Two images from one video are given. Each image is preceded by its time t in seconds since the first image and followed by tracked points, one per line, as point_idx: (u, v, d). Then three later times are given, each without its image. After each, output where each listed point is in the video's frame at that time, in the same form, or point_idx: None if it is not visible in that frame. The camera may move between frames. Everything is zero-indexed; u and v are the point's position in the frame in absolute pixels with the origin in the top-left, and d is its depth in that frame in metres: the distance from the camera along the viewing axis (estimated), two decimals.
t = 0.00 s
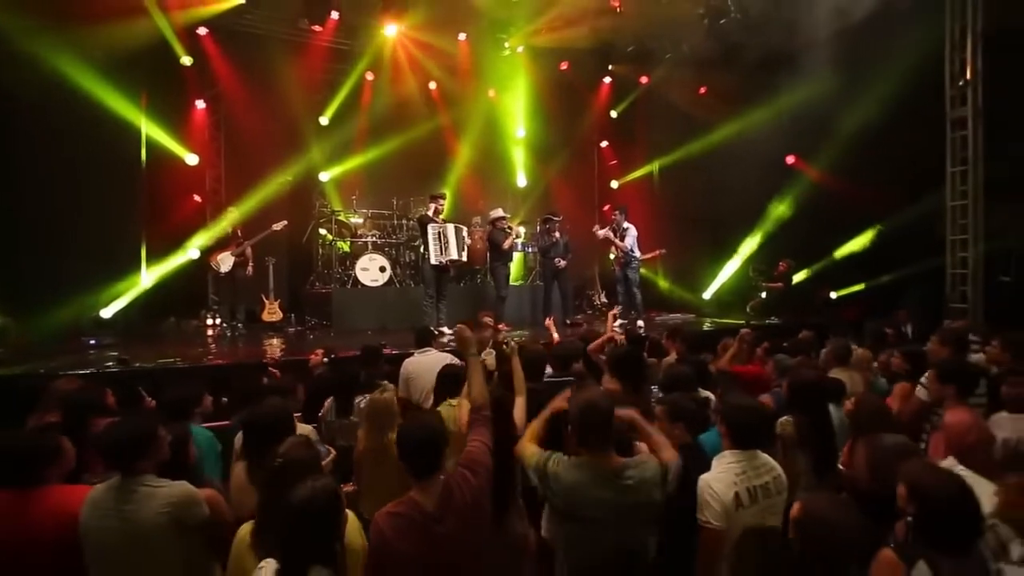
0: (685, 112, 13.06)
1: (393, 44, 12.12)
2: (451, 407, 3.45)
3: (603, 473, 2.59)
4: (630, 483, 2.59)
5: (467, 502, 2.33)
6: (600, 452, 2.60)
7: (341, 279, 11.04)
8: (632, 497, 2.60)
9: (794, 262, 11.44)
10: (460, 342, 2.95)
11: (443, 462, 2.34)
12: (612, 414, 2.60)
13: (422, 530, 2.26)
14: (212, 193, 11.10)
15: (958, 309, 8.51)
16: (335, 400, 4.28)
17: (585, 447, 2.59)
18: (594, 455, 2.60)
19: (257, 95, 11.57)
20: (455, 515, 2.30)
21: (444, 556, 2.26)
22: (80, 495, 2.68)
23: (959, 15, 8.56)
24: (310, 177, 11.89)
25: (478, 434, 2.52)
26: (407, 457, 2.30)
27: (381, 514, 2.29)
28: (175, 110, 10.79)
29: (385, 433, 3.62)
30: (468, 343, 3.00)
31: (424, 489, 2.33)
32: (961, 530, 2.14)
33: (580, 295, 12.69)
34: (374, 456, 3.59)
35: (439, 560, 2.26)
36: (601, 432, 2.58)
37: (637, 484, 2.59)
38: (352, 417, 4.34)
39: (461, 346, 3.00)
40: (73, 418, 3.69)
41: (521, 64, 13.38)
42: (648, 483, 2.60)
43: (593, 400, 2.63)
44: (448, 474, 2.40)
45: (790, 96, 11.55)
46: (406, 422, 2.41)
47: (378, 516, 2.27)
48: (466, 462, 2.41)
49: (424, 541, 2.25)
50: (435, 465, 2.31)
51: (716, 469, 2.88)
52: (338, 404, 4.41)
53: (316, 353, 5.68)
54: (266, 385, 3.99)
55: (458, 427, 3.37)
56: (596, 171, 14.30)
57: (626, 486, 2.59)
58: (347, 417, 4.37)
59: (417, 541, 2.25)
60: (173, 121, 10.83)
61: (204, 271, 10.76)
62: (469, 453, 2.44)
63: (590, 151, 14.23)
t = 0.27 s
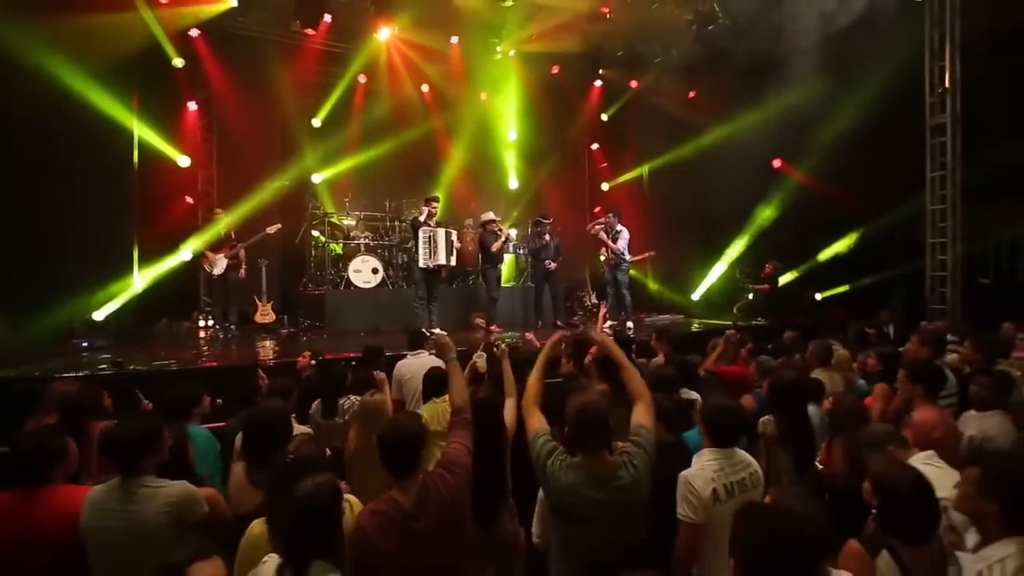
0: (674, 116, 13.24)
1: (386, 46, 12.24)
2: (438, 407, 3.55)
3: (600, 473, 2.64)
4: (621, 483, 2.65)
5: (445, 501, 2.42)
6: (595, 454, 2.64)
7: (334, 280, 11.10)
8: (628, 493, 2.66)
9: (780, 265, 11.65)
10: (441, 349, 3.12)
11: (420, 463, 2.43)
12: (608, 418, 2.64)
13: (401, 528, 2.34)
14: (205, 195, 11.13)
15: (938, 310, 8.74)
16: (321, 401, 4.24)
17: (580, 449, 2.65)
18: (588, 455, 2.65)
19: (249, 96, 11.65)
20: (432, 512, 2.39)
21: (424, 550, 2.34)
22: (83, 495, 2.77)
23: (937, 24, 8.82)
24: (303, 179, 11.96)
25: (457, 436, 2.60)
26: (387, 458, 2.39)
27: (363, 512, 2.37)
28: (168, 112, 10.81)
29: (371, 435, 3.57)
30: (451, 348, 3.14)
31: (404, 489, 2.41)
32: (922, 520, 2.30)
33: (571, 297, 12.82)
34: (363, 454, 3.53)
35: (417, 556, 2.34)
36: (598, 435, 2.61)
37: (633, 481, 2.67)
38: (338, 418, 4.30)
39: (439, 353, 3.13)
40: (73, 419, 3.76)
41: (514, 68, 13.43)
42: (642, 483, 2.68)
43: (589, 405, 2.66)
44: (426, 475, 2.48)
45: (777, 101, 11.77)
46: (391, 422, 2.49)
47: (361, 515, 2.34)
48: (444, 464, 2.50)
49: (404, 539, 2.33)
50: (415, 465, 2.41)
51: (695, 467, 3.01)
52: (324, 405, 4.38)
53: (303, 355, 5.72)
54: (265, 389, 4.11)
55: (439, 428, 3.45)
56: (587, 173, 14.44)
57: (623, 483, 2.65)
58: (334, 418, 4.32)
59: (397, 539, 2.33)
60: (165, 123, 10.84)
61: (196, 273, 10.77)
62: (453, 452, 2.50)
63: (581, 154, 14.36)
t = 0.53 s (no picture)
0: (666, 119, 13.39)
1: (380, 49, 12.30)
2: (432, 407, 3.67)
3: (590, 471, 2.75)
4: (614, 480, 2.77)
5: (434, 500, 2.53)
6: (586, 453, 2.76)
7: (327, 281, 11.16)
8: (617, 490, 2.78)
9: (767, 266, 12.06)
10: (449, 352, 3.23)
11: (411, 463, 2.54)
12: (600, 418, 2.75)
13: (392, 524, 2.45)
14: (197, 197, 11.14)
15: (920, 311, 8.94)
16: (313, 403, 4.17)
17: (571, 448, 2.76)
18: (579, 455, 2.76)
19: (241, 97, 11.60)
20: (421, 509, 2.49)
21: (413, 543, 2.45)
22: (84, 496, 2.83)
23: (919, 32, 9.04)
24: (296, 181, 12.01)
25: (451, 439, 2.72)
26: (381, 458, 2.50)
27: (357, 507, 2.48)
28: (159, 113, 10.76)
29: (364, 435, 3.63)
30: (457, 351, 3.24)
31: (395, 485, 2.53)
32: (889, 514, 2.42)
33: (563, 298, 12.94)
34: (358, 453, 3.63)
35: (409, 551, 2.45)
36: (591, 435, 2.73)
37: (621, 478, 2.78)
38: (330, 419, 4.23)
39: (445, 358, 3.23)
40: (70, 421, 3.82)
41: (506, 71, 13.56)
42: (631, 479, 2.79)
43: (579, 407, 2.80)
44: (418, 475, 2.59)
45: (765, 105, 12.00)
46: (383, 423, 2.59)
47: (355, 509, 2.44)
48: (435, 464, 2.62)
49: (396, 534, 2.44)
50: (407, 465, 2.52)
51: (679, 464, 3.14)
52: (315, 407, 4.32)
53: (289, 358, 5.74)
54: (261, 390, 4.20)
55: (433, 431, 3.54)
56: (579, 175, 14.53)
57: (612, 480, 2.77)
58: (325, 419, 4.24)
59: (388, 534, 2.43)
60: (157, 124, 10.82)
61: (189, 274, 10.79)
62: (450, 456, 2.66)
63: (573, 156, 14.44)
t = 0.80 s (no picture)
0: (657, 123, 13.52)
1: (374, 51, 12.29)
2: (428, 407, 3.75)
3: (578, 469, 2.86)
4: (602, 478, 2.87)
5: (439, 495, 2.61)
6: (574, 452, 2.86)
7: (321, 282, 11.18)
8: (604, 488, 2.87)
9: (757, 266, 12.29)
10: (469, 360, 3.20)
11: (420, 459, 2.62)
12: (588, 419, 2.84)
13: (397, 518, 2.52)
14: (191, 198, 11.16)
15: (905, 311, 9.13)
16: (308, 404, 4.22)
17: (559, 446, 2.87)
18: (567, 456, 2.87)
19: (235, 97, 11.78)
20: (425, 504, 2.57)
21: (418, 536, 2.53)
22: (84, 497, 2.88)
23: (904, 39, 9.24)
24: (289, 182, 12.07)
25: (461, 440, 2.81)
26: (391, 452, 2.59)
27: (368, 499, 2.55)
28: (152, 114, 10.79)
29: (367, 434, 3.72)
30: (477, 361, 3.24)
31: (404, 479, 2.61)
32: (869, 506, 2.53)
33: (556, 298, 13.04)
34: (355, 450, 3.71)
35: (412, 543, 2.53)
36: (582, 434, 2.84)
37: (608, 475, 2.87)
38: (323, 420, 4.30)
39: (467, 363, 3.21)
40: (68, 423, 3.88)
41: (500, 73, 13.46)
42: (617, 477, 2.89)
43: (568, 407, 2.89)
44: (425, 471, 2.69)
45: (753, 108, 12.26)
46: (393, 421, 2.68)
47: (365, 501, 2.53)
48: (444, 462, 2.71)
49: (400, 527, 2.51)
50: (416, 460, 2.60)
51: (666, 461, 3.24)
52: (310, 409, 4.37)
53: (278, 360, 5.76)
54: (257, 391, 4.26)
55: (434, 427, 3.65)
56: (571, 177, 14.62)
57: (599, 478, 2.86)
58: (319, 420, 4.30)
59: (393, 525, 2.51)
60: (150, 125, 10.81)
61: (182, 275, 10.79)
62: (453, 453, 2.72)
63: (566, 157, 14.51)
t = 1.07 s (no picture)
0: (650, 126, 13.70)
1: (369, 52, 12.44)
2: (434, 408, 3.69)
3: (565, 469, 2.94)
4: (587, 475, 2.95)
5: (451, 491, 2.70)
6: (560, 451, 2.95)
7: (316, 283, 11.22)
8: (590, 485, 2.96)
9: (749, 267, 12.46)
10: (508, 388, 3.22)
11: (433, 456, 2.69)
12: (573, 417, 2.93)
13: (407, 511, 2.62)
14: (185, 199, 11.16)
15: (892, 311, 9.28)
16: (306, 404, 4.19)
17: (547, 446, 2.95)
18: (552, 455, 2.96)
19: (230, 97, 11.65)
20: (438, 498, 2.67)
21: (427, 530, 2.63)
22: (84, 497, 2.92)
23: (892, 43, 9.39)
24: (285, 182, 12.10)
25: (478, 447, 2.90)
26: (405, 449, 2.66)
27: (380, 492, 2.65)
28: (146, 114, 10.79)
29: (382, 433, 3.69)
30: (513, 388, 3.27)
31: (418, 474, 2.69)
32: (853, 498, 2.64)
33: (550, 298, 13.13)
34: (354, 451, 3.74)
35: (421, 535, 2.63)
36: (563, 433, 2.92)
37: (592, 472, 2.97)
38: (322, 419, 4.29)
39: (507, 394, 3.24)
40: (68, 424, 3.93)
41: (494, 76, 13.70)
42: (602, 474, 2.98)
43: (553, 405, 2.96)
44: (440, 468, 2.77)
45: (745, 111, 12.61)
46: (406, 419, 2.76)
47: (378, 494, 2.62)
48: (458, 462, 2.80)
49: (409, 519, 2.61)
50: (430, 457, 2.68)
51: (657, 456, 3.33)
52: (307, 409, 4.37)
53: (270, 360, 5.77)
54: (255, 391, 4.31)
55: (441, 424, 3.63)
56: (566, 178, 14.72)
57: (584, 476, 2.95)
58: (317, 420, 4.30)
59: (401, 519, 2.61)
60: (145, 126, 10.83)
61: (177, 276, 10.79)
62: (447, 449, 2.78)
63: (560, 158, 14.57)
